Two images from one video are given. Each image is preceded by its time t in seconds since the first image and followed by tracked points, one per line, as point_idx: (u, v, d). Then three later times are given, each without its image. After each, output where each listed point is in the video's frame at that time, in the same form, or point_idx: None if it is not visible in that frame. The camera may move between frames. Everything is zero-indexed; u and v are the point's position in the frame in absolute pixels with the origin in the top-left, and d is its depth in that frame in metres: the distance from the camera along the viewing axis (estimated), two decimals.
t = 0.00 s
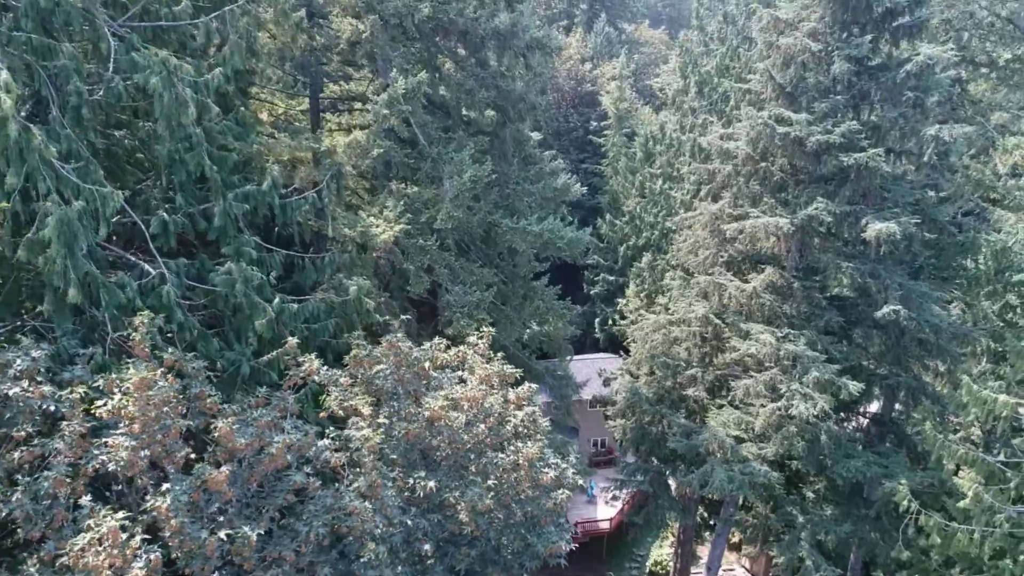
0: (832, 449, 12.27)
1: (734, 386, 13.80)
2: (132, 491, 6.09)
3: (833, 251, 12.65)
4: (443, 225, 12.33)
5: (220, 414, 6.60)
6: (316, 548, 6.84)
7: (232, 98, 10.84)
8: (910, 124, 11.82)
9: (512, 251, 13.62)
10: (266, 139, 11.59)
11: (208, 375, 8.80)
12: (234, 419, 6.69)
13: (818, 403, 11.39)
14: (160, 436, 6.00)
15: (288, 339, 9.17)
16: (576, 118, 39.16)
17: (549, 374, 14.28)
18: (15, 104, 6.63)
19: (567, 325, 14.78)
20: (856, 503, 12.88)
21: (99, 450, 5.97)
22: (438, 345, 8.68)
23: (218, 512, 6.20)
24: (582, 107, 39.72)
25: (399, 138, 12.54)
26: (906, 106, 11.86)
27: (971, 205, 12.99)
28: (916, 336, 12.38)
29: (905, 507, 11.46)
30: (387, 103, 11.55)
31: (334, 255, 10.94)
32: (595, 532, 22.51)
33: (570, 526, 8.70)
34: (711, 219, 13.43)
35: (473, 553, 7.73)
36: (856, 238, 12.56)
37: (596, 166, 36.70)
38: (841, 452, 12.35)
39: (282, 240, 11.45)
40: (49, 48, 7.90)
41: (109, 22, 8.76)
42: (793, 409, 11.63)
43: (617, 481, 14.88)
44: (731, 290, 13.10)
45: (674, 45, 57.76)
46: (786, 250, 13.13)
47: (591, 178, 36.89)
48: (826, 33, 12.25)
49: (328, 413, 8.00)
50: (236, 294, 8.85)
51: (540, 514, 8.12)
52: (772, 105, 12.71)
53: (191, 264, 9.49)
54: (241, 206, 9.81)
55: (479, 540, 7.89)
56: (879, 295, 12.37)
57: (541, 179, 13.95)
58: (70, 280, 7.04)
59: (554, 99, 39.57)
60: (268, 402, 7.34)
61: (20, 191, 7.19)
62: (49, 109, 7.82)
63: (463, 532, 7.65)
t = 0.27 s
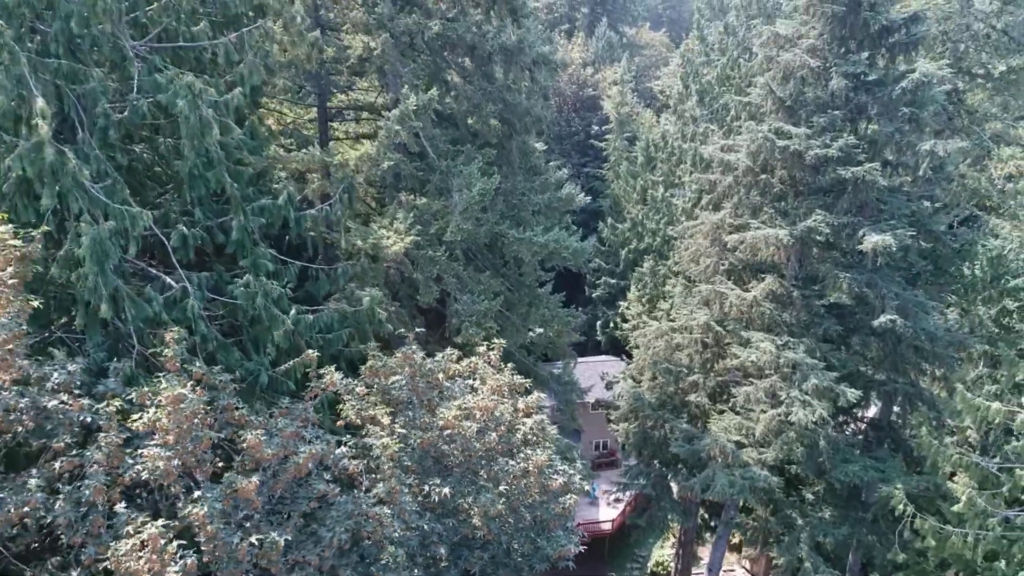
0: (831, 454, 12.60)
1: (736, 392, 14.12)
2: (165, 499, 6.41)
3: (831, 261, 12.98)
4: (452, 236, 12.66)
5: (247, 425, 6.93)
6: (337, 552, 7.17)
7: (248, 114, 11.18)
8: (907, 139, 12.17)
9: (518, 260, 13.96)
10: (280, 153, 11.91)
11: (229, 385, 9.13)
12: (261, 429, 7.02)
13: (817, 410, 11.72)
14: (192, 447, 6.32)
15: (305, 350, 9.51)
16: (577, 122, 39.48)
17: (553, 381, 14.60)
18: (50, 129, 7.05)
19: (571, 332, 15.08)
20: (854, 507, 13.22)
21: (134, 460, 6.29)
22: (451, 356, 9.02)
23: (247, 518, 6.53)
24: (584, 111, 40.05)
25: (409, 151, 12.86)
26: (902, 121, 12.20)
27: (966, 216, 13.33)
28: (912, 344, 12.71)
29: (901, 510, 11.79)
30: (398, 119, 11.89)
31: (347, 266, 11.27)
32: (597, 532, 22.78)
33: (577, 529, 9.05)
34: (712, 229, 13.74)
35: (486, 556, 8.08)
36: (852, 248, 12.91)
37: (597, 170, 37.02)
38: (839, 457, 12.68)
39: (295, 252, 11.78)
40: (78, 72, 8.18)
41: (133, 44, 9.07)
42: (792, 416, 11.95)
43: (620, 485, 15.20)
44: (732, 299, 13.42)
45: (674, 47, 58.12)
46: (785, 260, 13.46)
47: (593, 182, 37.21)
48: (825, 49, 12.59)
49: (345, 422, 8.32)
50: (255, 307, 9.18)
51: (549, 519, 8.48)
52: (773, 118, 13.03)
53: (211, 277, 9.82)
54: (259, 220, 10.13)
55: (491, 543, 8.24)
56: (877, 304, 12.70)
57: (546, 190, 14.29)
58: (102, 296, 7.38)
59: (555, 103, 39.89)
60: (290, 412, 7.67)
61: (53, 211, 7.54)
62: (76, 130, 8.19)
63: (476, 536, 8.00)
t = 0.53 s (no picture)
0: (829, 459, 12.95)
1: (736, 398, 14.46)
2: (196, 505, 6.74)
3: (829, 270, 13.34)
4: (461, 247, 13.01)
5: (272, 435, 7.26)
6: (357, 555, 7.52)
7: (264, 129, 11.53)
8: (902, 153, 12.54)
9: (524, 269, 14.31)
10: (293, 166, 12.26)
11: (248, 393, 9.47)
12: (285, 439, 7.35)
13: (815, 416, 12.07)
14: (222, 456, 6.65)
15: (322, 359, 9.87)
16: (579, 126, 39.83)
17: (558, 386, 14.95)
18: (83, 152, 7.51)
19: (575, 338, 15.42)
20: (851, 509, 13.57)
21: (167, 469, 6.62)
22: (463, 366, 9.37)
23: (273, 524, 6.86)
24: (585, 115, 40.41)
25: (418, 163, 13.20)
26: (898, 136, 12.57)
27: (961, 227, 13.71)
28: (908, 352, 13.07)
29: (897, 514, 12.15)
30: (410, 134, 12.24)
31: (360, 277, 11.63)
32: (599, 533, 23.08)
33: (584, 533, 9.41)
34: (713, 239, 14.07)
35: (498, 558, 8.44)
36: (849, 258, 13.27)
37: (598, 174, 37.38)
38: (837, 461, 13.04)
39: (309, 262, 12.14)
40: (106, 95, 8.53)
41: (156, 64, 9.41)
42: (792, 422, 12.31)
43: (623, 488, 15.54)
44: (732, 307, 13.77)
45: (675, 49, 58.40)
46: (785, 269, 13.81)
47: (594, 186, 37.57)
48: (823, 65, 12.96)
49: (362, 430, 8.67)
50: (274, 318, 9.53)
51: (557, 523, 8.84)
52: (773, 131, 13.39)
53: (230, 288, 10.17)
54: (276, 233, 10.48)
55: (502, 546, 8.60)
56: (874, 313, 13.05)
57: (552, 200, 14.64)
58: (132, 310, 7.73)
59: (557, 107, 40.26)
60: (311, 422, 8.02)
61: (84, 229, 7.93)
62: (102, 150, 8.62)
63: (488, 539, 8.35)
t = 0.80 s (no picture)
0: (827, 464, 13.30)
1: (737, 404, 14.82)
2: (223, 511, 7.08)
3: (827, 280, 13.69)
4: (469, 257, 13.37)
5: (295, 445, 7.62)
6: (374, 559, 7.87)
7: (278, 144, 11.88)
8: (898, 167, 12.91)
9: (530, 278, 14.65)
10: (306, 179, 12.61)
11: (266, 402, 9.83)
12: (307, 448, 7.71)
13: (813, 422, 12.43)
14: (249, 465, 7.00)
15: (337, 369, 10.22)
16: (581, 130, 40.18)
17: (563, 391, 15.29)
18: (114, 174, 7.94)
19: (579, 344, 15.77)
20: (849, 512, 13.92)
21: (196, 477, 6.97)
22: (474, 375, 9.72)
23: (296, 529, 7.20)
24: (587, 120, 40.75)
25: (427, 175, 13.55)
26: (894, 150, 12.94)
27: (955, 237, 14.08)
28: (904, 359, 13.43)
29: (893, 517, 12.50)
30: (420, 149, 12.61)
31: (371, 288, 11.98)
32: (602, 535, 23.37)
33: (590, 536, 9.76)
34: (714, 248, 14.41)
35: (508, 561, 8.79)
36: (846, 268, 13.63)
37: (600, 178, 37.72)
38: (835, 466, 13.38)
39: (321, 273, 12.49)
40: (132, 116, 8.89)
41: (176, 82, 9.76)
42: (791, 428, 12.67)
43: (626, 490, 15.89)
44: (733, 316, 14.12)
45: (676, 53, 58.79)
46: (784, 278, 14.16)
47: (596, 190, 37.91)
48: (822, 80, 13.31)
49: (378, 438, 9.02)
50: (291, 329, 9.89)
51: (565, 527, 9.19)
52: (773, 144, 13.74)
53: (247, 300, 10.53)
54: (292, 246, 10.84)
55: (512, 550, 8.95)
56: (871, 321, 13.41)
57: (557, 210, 14.99)
58: (159, 324, 8.10)
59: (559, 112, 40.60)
60: (330, 431, 8.37)
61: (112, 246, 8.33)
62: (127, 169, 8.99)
63: (498, 543, 8.70)
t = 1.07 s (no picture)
0: (825, 468, 13.66)
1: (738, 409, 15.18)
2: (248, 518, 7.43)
3: (826, 289, 14.06)
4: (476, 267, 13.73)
5: (317, 454, 7.99)
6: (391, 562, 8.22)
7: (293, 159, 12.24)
8: (894, 181, 13.29)
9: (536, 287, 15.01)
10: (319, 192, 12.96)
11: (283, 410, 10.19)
12: (327, 457, 8.08)
13: (812, 429, 12.80)
14: (274, 473, 7.37)
15: (351, 378, 10.59)
16: (583, 135, 40.52)
17: (567, 397, 15.66)
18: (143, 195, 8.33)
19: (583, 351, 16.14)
20: (847, 515, 14.28)
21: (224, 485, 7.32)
22: (485, 385, 10.08)
23: (318, 534, 7.55)
24: (589, 124, 41.10)
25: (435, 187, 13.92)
26: (890, 165, 13.31)
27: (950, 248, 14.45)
28: (900, 367, 13.80)
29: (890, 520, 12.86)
30: (431, 164, 12.99)
31: (383, 298, 12.34)
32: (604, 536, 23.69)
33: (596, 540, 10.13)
34: (715, 258, 14.76)
35: (518, 564, 9.15)
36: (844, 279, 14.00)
37: (602, 182, 38.07)
38: (832, 471, 13.74)
39: (333, 283, 12.85)
40: (157, 137, 9.26)
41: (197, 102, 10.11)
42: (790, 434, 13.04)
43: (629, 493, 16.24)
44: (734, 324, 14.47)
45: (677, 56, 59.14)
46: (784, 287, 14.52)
47: (598, 194, 38.26)
48: (820, 96, 13.68)
49: (393, 446, 9.38)
50: (307, 340, 10.25)
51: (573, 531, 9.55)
52: (773, 157, 14.09)
53: (264, 311, 10.89)
54: (307, 259, 11.20)
55: (522, 553, 9.31)
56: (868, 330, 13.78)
57: (562, 220, 15.35)
58: (185, 338, 8.46)
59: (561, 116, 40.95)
60: (347, 440, 8.73)
61: (139, 263, 8.71)
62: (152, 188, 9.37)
63: (509, 547, 9.05)
